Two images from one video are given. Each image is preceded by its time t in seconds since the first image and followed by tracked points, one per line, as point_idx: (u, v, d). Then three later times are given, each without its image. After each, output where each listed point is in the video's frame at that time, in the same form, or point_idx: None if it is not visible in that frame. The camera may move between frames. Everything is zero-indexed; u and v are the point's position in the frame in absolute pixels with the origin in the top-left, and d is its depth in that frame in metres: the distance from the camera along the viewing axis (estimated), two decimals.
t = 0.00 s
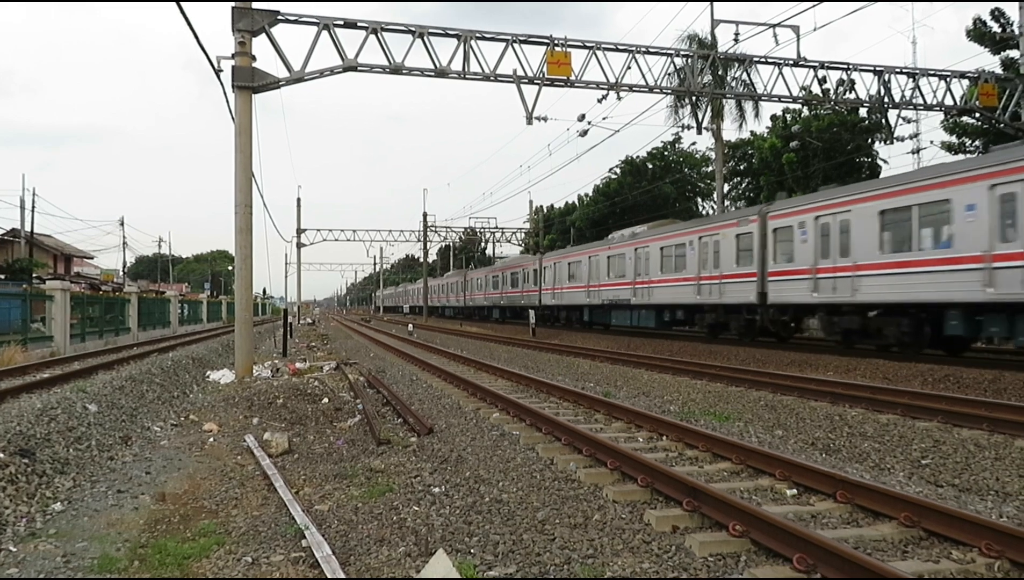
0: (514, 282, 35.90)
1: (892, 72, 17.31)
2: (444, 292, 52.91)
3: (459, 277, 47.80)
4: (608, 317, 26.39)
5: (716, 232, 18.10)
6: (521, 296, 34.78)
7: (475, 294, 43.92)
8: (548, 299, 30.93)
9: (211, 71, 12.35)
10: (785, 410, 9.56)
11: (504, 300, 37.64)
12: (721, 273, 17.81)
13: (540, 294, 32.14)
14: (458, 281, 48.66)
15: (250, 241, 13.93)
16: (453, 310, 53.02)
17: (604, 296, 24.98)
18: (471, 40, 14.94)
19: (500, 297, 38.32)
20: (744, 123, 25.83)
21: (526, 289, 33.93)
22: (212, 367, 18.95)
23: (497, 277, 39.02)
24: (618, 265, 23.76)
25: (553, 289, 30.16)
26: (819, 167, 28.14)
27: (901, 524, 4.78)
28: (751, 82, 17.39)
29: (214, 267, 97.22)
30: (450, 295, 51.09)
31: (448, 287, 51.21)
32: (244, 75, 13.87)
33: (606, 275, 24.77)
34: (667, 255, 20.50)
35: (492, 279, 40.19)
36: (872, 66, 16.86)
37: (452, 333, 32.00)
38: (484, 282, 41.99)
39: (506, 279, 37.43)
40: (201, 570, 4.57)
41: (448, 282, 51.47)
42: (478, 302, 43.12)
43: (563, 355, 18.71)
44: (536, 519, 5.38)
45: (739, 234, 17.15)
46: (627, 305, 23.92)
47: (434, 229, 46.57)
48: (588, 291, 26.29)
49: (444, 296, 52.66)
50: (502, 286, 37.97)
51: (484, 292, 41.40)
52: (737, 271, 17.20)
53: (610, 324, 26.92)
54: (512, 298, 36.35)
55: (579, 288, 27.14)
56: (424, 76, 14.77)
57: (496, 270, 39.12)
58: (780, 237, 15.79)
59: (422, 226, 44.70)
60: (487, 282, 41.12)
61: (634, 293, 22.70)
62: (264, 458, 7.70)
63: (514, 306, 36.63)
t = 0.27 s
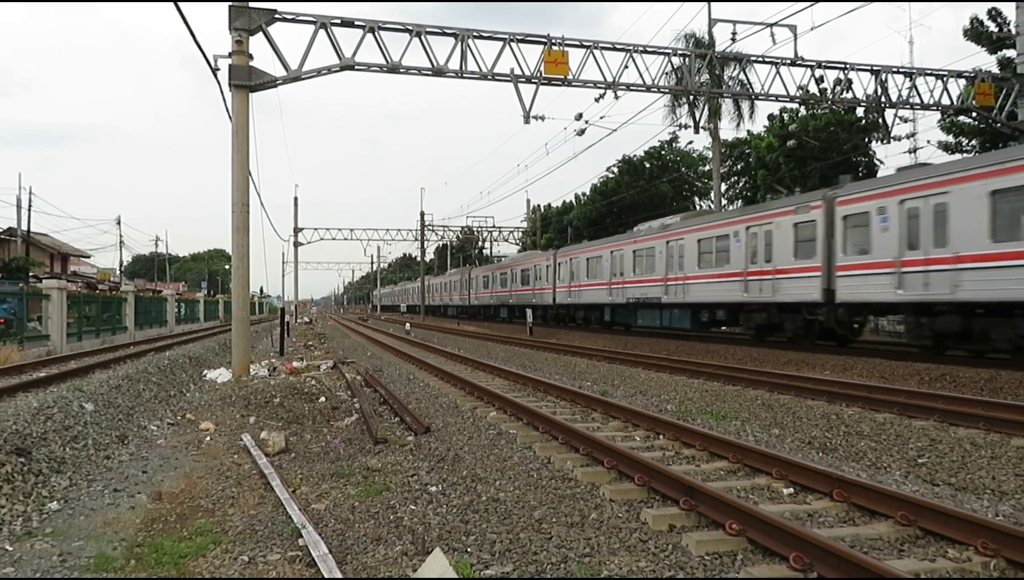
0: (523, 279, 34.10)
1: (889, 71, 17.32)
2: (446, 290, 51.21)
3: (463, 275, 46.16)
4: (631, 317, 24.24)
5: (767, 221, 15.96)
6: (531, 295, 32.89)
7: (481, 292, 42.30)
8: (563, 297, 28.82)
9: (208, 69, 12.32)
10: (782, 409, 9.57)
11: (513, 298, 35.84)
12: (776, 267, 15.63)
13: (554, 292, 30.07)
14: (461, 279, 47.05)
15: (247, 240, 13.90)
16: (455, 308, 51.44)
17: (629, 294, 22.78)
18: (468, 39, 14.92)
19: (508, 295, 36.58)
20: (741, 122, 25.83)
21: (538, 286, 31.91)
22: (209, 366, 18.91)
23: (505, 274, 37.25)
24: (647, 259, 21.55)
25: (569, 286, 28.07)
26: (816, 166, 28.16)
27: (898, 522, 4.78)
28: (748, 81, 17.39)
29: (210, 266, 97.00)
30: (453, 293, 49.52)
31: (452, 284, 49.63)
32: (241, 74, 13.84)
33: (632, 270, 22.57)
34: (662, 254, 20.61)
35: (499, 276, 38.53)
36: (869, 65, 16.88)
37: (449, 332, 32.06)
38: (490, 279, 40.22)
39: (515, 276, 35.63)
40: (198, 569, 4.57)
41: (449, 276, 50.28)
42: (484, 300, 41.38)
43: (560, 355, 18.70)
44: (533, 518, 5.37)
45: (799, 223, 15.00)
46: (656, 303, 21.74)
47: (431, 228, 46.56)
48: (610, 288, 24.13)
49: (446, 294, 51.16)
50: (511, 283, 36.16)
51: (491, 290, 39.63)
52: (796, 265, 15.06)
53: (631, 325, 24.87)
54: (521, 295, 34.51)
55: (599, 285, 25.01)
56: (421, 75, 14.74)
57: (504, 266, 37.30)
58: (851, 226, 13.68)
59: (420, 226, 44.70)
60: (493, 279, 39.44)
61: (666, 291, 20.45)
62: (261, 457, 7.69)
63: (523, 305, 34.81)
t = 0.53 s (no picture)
0: (534, 276, 32.21)
1: (887, 69, 17.33)
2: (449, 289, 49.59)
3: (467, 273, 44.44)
4: (661, 316, 22.00)
5: (836, 206, 13.85)
6: (543, 292, 30.90)
7: (487, 290, 40.49)
8: (581, 295, 26.64)
9: (204, 67, 12.28)
10: (779, 407, 9.58)
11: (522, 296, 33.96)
12: (848, 260, 13.52)
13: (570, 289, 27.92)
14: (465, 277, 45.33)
15: (244, 239, 13.88)
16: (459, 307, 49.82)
17: (662, 291, 20.56)
18: (465, 37, 14.90)
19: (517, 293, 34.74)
20: (739, 120, 25.83)
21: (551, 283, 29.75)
22: (206, 365, 18.88)
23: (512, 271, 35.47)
24: (683, 252, 19.37)
25: (588, 283, 25.87)
26: (814, 164, 28.18)
27: (894, 521, 4.79)
28: (745, 80, 17.39)
29: (208, 265, 96.86)
30: (456, 291, 47.85)
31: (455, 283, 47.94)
32: (238, 72, 13.81)
33: (665, 265, 20.39)
34: (660, 253, 20.65)
35: (506, 273, 36.79)
36: (866, 63, 16.89)
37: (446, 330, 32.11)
38: (497, 276, 38.41)
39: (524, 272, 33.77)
40: (195, 567, 4.57)
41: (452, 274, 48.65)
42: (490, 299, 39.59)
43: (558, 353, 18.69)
44: (530, 516, 5.37)
45: (878, 207, 12.80)
46: (694, 301, 19.48)
47: (429, 227, 46.53)
48: (638, 285, 21.95)
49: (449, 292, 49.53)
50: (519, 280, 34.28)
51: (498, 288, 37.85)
52: (832, 260, 13.97)
53: (661, 325, 22.67)
54: (532, 293, 32.49)
55: (625, 282, 22.78)
56: (419, 74, 14.73)
57: (511, 263, 35.51)
58: (948, 208, 11.48)
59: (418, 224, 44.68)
60: (500, 276, 37.64)
61: (707, 287, 18.25)
62: (258, 455, 7.68)
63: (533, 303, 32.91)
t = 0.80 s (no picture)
0: (548, 274, 30.29)
1: (885, 69, 17.35)
2: (454, 288, 47.81)
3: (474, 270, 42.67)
4: (700, 317, 20.02)
5: (930, 188, 11.79)
6: (559, 291, 28.96)
7: (495, 289, 38.69)
8: (604, 294, 24.61)
9: (203, 66, 12.28)
10: (777, 407, 9.58)
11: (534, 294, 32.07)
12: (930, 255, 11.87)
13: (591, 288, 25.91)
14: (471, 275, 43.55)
15: (243, 238, 13.87)
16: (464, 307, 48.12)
17: (702, 289, 18.61)
18: (464, 37, 14.90)
19: (528, 291, 32.87)
20: (737, 120, 25.85)
21: (571, 281, 27.75)
22: (205, 364, 18.87)
23: (523, 269, 33.62)
24: (729, 245, 17.41)
25: (613, 282, 23.85)
26: (812, 164, 28.20)
27: (893, 520, 4.79)
28: (744, 79, 17.40)
29: (206, 264, 96.79)
30: (461, 290, 46.09)
31: (460, 281, 46.19)
32: (236, 71, 13.80)
33: (705, 260, 18.45)
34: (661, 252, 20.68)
35: (516, 271, 34.97)
36: (864, 63, 16.92)
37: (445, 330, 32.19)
38: (506, 274, 36.53)
39: (536, 270, 31.88)
40: (193, 567, 4.56)
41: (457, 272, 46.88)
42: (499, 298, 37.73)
43: (557, 353, 18.69)
44: (529, 516, 5.37)
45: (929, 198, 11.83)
46: (742, 301, 17.50)
47: (427, 226, 46.49)
48: (673, 283, 19.99)
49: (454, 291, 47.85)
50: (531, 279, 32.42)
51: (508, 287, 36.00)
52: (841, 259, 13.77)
53: (697, 328, 20.69)
54: (546, 292, 30.58)
55: (658, 279, 20.78)
56: (417, 73, 14.73)
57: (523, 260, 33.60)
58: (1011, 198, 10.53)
59: (416, 224, 44.65)
60: (510, 274, 35.82)
61: (760, 284, 16.30)
62: (256, 455, 7.67)
63: (547, 303, 31.05)
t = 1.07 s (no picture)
0: (565, 272, 28.35)
1: (884, 69, 17.36)
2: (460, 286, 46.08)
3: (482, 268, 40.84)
4: (747, 319, 18.06)
5: (945, 183, 11.56)
6: (578, 290, 27.01)
7: (503, 288, 36.89)
8: (632, 293, 22.53)
9: (201, 66, 12.27)
10: (776, 406, 9.59)
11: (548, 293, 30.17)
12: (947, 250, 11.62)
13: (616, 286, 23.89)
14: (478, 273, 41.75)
15: (241, 238, 13.86)
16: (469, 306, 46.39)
17: (753, 287, 16.59)
18: (463, 36, 14.90)
19: (541, 290, 31.00)
20: (736, 120, 25.86)
21: (592, 279, 25.76)
22: (203, 363, 18.86)
23: (536, 267, 31.78)
24: (787, 236, 15.39)
25: (642, 280, 21.81)
26: (811, 164, 28.23)
27: (891, 520, 4.79)
28: (742, 79, 17.42)
29: (204, 263, 96.68)
30: (467, 289, 44.24)
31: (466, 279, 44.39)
32: (235, 70, 13.79)
33: (758, 254, 16.38)
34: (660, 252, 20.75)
35: (527, 269, 33.12)
36: (863, 63, 16.94)
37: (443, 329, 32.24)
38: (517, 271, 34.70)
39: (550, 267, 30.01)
40: (192, 567, 4.56)
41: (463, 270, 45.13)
42: (509, 298, 35.80)
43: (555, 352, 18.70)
44: (528, 515, 5.37)
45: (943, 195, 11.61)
46: (802, 300, 15.57)
47: (426, 225, 46.44)
48: (716, 281, 17.95)
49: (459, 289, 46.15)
50: (545, 276, 30.51)
51: (519, 285, 34.08)
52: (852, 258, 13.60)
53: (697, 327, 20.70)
54: (562, 291, 28.67)
55: (699, 277, 18.66)
56: (416, 73, 14.73)
57: (536, 257, 31.74)
58: None
59: (415, 224, 44.62)
60: (521, 271, 33.96)
61: (829, 280, 14.25)
62: (255, 454, 7.66)
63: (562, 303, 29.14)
